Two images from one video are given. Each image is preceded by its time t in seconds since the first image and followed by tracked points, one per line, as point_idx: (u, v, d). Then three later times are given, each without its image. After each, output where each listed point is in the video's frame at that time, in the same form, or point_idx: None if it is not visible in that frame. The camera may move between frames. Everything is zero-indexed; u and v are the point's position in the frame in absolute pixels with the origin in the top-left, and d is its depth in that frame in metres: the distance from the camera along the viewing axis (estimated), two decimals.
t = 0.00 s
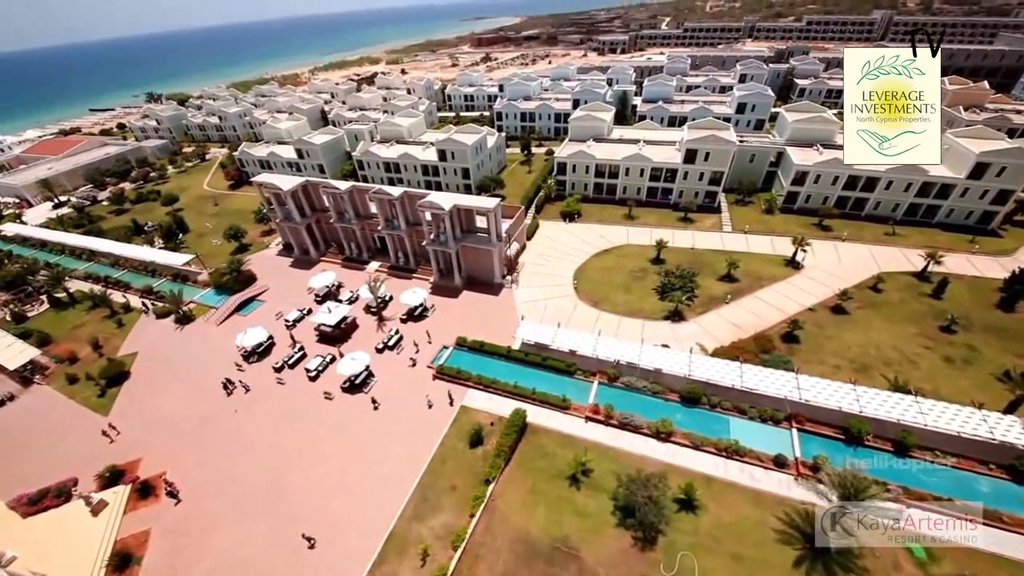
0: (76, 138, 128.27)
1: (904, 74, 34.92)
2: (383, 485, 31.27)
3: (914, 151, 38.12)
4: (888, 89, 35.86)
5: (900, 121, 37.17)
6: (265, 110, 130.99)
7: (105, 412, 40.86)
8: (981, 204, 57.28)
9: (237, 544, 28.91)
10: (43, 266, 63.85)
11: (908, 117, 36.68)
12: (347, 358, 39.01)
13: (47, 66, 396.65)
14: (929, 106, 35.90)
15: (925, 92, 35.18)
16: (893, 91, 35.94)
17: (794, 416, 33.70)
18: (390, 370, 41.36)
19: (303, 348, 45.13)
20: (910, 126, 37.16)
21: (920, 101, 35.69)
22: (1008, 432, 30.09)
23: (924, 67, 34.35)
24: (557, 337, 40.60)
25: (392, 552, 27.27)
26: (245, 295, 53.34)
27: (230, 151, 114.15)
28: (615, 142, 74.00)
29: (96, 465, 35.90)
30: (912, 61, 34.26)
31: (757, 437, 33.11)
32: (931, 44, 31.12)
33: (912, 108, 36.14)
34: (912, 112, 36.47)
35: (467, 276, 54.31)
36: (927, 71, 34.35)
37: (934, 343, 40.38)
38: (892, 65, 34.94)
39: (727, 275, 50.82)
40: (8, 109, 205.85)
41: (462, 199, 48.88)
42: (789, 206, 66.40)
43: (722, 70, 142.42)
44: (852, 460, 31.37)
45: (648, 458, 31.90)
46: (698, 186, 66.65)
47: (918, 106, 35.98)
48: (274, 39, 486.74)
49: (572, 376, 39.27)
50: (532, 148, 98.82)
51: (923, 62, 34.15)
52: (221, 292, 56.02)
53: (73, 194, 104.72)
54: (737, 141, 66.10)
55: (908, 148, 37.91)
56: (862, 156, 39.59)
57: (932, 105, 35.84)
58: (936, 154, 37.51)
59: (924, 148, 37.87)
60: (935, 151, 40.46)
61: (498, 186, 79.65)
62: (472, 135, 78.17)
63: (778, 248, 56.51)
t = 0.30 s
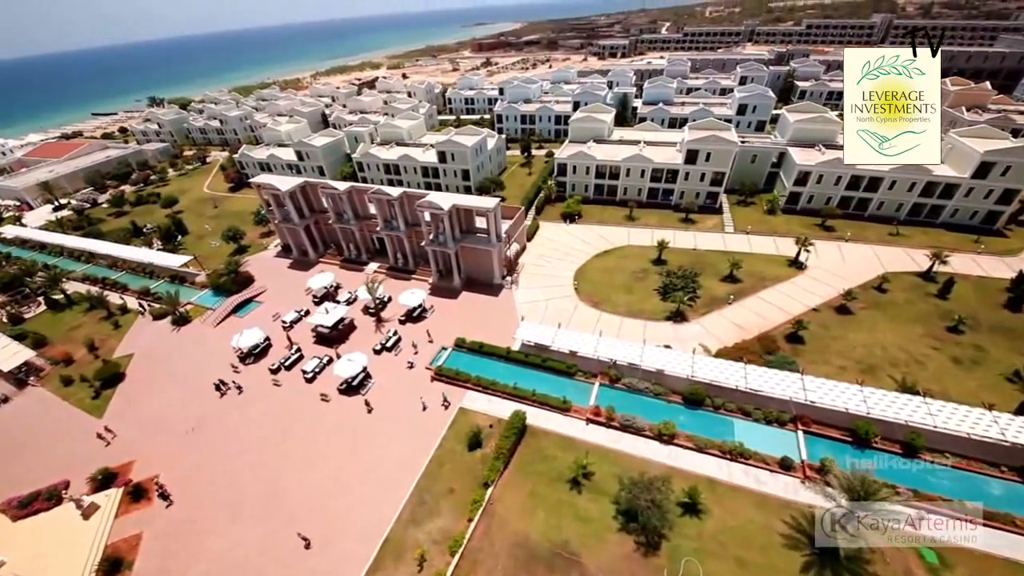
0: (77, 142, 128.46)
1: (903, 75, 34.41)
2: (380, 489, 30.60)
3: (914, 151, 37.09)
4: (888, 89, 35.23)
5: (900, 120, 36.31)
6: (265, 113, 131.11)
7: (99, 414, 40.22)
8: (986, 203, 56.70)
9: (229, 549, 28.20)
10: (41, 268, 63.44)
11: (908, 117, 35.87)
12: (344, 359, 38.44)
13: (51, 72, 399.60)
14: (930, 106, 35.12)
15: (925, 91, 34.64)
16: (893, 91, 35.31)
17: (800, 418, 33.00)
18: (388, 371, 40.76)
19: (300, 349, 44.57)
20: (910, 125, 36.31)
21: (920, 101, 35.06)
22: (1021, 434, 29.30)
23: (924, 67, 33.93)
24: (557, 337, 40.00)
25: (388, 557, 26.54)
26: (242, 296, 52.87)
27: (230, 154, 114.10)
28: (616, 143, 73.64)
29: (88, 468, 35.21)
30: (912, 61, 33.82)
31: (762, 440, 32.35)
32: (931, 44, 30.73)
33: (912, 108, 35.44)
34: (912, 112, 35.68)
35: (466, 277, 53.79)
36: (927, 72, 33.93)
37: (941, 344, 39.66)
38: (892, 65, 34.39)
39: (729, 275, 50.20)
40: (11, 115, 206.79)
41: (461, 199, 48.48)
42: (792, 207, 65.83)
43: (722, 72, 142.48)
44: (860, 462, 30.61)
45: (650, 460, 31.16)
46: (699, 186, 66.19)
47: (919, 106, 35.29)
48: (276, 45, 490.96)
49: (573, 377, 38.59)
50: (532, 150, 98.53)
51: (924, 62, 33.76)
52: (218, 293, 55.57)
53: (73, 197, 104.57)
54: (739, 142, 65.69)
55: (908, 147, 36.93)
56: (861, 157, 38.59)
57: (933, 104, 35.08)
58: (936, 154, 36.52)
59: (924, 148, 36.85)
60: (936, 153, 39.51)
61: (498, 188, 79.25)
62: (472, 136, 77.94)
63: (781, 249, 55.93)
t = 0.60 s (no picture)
0: (79, 144, 128.64)
1: (903, 75, 33.77)
2: (376, 491, 29.88)
3: (914, 151, 36.85)
4: (888, 89, 34.66)
5: (900, 120, 35.92)
6: (266, 115, 131.11)
7: (93, 414, 39.66)
8: (990, 203, 56.10)
9: (221, 553, 27.50)
10: (38, 269, 63.07)
11: (908, 117, 35.46)
12: (341, 359, 37.85)
13: (54, 77, 401.99)
14: (930, 106, 34.68)
15: (925, 91, 34.04)
16: (893, 91, 34.75)
17: (806, 419, 32.31)
18: (386, 372, 40.17)
19: (297, 349, 44.00)
20: (911, 125, 35.91)
21: (920, 101, 34.53)
22: None
23: (924, 67, 33.23)
24: (557, 337, 39.40)
25: (383, 561, 25.84)
26: (240, 296, 52.38)
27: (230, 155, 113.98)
28: (616, 143, 73.22)
29: (80, 470, 34.61)
30: (912, 61, 33.12)
31: (767, 441, 31.67)
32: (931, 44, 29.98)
33: (912, 108, 34.94)
34: (912, 112, 35.24)
35: (465, 277, 53.24)
36: (927, 71, 33.24)
37: (948, 344, 38.96)
38: (892, 65, 33.73)
39: (732, 275, 49.57)
40: (13, 119, 207.47)
41: (460, 197, 48.00)
42: (794, 207, 65.26)
43: (723, 74, 142.35)
44: (868, 464, 29.86)
45: (652, 462, 30.48)
46: (701, 186, 65.69)
47: (918, 107, 34.81)
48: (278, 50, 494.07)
49: (573, 377, 37.94)
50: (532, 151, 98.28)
51: (924, 62, 33.04)
52: (216, 294, 55.14)
53: (73, 198, 104.42)
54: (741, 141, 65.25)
55: (908, 148, 36.60)
56: (862, 156, 38.45)
57: (933, 104, 34.61)
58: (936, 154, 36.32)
59: (924, 148, 36.64)
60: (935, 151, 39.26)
61: (498, 189, 78.84)
62: (472, 137, 77.61)
63: (784, 248, 55.34)
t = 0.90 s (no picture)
0: (78, 145, 128.46)
1: (903, 74, 33.29)
2: (372, 492, 29.25)
3: (914, 151, 37.18)
4: (888, 89, 34.35)
5: (900, 120, 35.98)
6: (266, 116, 130.84)
7: (86, 414, 39.06)
8: (995, 200, 55.47)
9: (212, 555, 26.86)
10: (35, 267, 62.57)
11: (908, 117, 35.44)
12: (337, 358, 37.28)
13: (56, 79, 403.43)
14: (929, 106, 34.66)
15: (926, 92, 33.73)
16: (894, 91, 34.49)
17: (811, 418, 31.69)
18: (383, 371, 39.62)
19: (293, 348, 43.44)
20: (911, 125, 35.96)
21: (920, 101, 34.32)
22: None
23: (923, 67, 32.69)
24: (557, 336, 38.82)
25: (378, 564, 25.20)
26: (236, 295, 51.85)
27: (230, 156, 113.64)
28: (617, 142, 72.70)
29: (71, 470, 34.00)
30: (912, 61, 32.51)
31: (771, 442, 31.01)
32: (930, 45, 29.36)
33: (912, 108, 34.77)
34: (912, 112, 35.15)
35: (464, 276, 52.68)
36: (926, 72, 32.79)
37: (954, 342, 38.31)
38: (892, 65, 33.23)
39: (734, 273, 48.96)
40: (14, 121, 207.56)
41: (458, 195, 47.47)
42: (796, 205, 64.66)
43: (723, 74, 142.01)
44: (875, 465, 29.19)
45: (654, 463, 29.80)
46: (702, 184, 65.08)
47: (918, 107, 34.72)
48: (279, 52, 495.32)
49: (573, 376, 37.31)
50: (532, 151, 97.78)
51: (923, 61, 32.47)
52: (213, 293, 54.61)
53: (72, 199, 104.06)
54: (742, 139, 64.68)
55: (908, 147, 36.76)
56: (863, 155, 38.57)
57: (933, 104, 34.55)
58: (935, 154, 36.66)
59: (923, 147, 37.00)
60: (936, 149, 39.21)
61: (497, 187, 78.36)
62: (472, 136, 77.17)
63: (786, 247, 54.74)
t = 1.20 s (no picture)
0: (76, 143, 127.83)
1: (903, 75, 32.35)
2: (367, 491, 28.66)
3: (914, 151, 35.56)
4: (888, 89, 33.33)
5: (900, 120, 34.61)
6: (265, 114, 130.22)
7: (78, 412, 38.46)
8: (999, 198, 54.83)
9: (202, 555, 26.26)
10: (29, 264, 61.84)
11: (908, 117, 34.15)
12: (333, 355, 36.69)
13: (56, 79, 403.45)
14: (928, 106, 33.46)
15: (925, 91, 32.66)
16: (894, 91, 33.41)
17: (815, 417, 31.10)
18: (380, 369, 39.03)
19: (288, 346, 42.84)
20: (911, 125, 34.66)
21: (920, 101, 33.16)
22: None
23: (923, 67, 31.76)
24: (556, 333, 38.19)
25: (372, 565, 24.59)
26: (232, 292, 51.29)
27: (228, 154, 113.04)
28: (617, 139, 72.11)
29: (61, 469, 33.38)
30: (912, 61, 31.66)
31: (775, 441, 30.42)
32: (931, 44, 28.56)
33: (912, 108, 33.62)
34: (912, 112, 33.95)
35: (463, 273, 52.06)
36: (927, 72, 31.81)
37: (959, 340, 37.70)
38: (892, 65, 32.36)
39: (735, 271, 48.36)
40: (13, 121, 206.57)
41: (456, 191, 46.92)
42: (798, 203, 64.04)
43: (724, 73, 141.44)
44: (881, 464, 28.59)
45: (655, 462, 29.18)
46: (703, 181, 64.42)
47: (918, 107, 33.62)
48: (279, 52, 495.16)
49: (572, 374, 36.70)
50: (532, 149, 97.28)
51: (924, 61, 31.51)
52: (208, 290, 54.02)
53: (69, 197, 103.39)
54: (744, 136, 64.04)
55: (909, 148, 35.24)
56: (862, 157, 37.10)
57: (932, 104, 33.35)
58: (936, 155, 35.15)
59: (925, 148, 35.41)
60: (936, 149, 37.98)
61: (497, 185, 77.74)
62: (471, 133, 76.58)
63: (789, 244, 54.16)
